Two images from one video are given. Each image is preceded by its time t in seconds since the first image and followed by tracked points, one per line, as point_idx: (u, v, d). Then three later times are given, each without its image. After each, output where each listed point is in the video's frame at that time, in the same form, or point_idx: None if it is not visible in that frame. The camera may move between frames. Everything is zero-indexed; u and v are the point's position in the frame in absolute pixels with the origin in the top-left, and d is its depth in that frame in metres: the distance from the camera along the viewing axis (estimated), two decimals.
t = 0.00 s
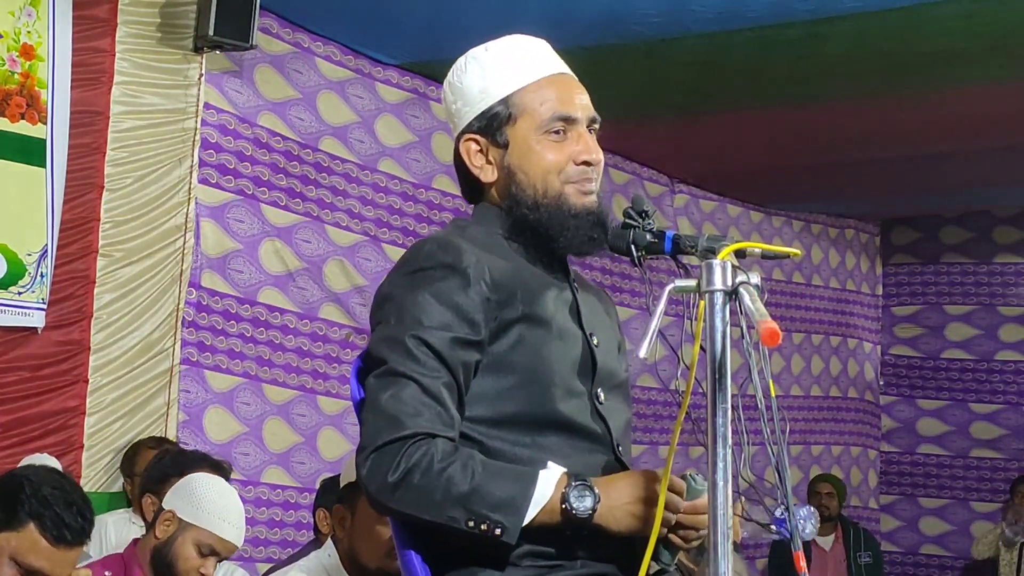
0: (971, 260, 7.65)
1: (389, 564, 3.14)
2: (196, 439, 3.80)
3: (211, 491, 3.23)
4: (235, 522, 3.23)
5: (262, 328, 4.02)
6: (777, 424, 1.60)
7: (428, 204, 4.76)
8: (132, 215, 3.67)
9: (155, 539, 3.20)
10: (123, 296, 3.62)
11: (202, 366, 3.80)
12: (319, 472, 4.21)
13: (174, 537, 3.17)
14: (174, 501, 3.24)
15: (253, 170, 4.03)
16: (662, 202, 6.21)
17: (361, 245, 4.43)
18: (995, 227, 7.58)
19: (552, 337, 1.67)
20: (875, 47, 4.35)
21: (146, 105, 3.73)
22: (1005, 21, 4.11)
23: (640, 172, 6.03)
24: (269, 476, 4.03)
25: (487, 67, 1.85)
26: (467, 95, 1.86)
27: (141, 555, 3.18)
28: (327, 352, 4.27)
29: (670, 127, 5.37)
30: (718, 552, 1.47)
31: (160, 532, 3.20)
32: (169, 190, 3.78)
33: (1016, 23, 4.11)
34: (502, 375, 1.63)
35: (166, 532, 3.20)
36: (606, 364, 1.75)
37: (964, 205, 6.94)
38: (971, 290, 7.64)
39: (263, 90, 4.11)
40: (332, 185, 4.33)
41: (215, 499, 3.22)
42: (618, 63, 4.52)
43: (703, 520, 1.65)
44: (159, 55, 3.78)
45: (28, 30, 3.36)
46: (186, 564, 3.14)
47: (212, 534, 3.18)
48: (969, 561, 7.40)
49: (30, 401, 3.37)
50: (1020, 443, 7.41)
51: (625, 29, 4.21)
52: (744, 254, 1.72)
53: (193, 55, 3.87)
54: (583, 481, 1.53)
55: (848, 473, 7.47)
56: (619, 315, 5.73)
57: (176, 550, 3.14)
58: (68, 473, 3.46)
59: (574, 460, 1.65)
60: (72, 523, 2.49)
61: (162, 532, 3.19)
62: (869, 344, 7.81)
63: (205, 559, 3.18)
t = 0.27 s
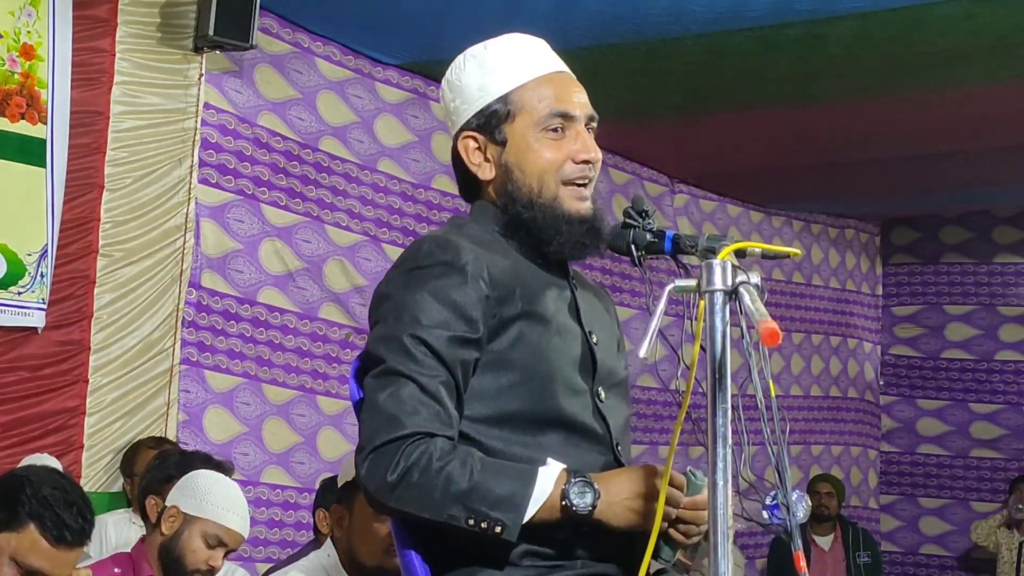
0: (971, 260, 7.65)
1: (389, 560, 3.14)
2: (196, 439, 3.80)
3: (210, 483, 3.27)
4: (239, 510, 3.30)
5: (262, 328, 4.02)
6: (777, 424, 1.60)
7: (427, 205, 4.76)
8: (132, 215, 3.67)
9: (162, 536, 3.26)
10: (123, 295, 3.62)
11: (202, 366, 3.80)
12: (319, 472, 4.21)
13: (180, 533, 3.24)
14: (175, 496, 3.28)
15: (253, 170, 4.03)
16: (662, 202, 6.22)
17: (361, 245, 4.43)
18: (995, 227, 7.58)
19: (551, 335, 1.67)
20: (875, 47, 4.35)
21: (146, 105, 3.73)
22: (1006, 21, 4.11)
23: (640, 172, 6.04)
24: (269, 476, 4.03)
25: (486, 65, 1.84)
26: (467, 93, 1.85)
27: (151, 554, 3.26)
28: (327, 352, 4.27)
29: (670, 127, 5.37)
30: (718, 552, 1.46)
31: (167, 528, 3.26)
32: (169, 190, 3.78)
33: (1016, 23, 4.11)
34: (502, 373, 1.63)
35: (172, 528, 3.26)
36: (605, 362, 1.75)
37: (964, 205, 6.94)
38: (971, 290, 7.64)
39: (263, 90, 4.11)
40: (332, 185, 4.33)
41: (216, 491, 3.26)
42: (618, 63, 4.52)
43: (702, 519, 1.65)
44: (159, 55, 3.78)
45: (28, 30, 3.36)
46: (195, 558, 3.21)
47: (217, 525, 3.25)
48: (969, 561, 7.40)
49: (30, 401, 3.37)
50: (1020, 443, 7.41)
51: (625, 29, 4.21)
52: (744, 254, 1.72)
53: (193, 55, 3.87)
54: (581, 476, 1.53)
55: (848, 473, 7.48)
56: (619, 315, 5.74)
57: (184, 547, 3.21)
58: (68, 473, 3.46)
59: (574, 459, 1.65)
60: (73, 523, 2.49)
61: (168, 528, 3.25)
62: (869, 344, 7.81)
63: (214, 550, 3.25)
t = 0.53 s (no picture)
0: (971, 260, 7.65)
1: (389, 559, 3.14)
2: (196, 439, 3.80)
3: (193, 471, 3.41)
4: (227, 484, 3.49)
5: (262, 328, 4.03)
6: (776, 424, 1.60)
7: (427, 205, 4.76)
8: (132, 215, 3.67)
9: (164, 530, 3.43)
10: (123, 295, 3.62)
11: (202, 366, 3.80)
12: (319, 472, 4.21)
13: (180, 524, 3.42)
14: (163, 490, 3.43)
15: (253, 170, 4.03)
16: (662, 202, 6.22)
17: (361, 245, 4.43)
18: (995, 227, 7.59)
19: (548, 337, 1.67)
20: (875, 47, 4.35)
21: (146, 105, 3.73)
22: (1006, 21, 4.11)
23: (640, 172, 6.04)
24: (269, 476, 4.03)
25: (489, 63, 1.85)
26: (469, 90, 1.85)
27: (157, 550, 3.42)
28: (327, 352, 4.27)
29: (670, 127, 5.37)
30: (718, 551, 1.46)
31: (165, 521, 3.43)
32: (169, 190, 3.78)
33: (1016, 23, 4.11)
34: (499, 375, 1.63)
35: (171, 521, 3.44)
36: (602, 363, 1.75)
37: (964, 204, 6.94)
38: (971, 290, 7.64)
39: (263, 90, 4.11)
40: (332, 185, 4.33)
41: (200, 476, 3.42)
42: (618, 63, 4.52)
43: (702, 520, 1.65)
44: (159, 55, 3.78)
45: (28, 30, 3.36)
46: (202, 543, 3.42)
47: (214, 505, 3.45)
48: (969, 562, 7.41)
49: (30, 401, 3.37)
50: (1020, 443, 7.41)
51: (625, 29, 4.21)
52: (743, 254, 1.72)
53: (193, 55, 3.87)
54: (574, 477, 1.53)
55: (848, 473, 7.48)
56: (619, 315, 5.74)
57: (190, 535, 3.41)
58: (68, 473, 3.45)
59: (571, 460, 1.66)
60: (74, 524, 2.50)
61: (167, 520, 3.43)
62: (869, 344, 7.81)
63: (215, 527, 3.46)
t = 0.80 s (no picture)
0: (971, 260, 7.65)
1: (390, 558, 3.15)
2: (196, 439, 3.80)
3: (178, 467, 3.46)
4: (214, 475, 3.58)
5: (262, 328, 4.02)
6: (776, 424, 1.60)
7: (427, 205, 4.76)
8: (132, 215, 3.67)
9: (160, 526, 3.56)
10: (123, 295, 3.62)
11: (202, 366, 3.80)
12: (319, 472, 4.21)
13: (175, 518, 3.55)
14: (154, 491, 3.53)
15: (253, 170, 4.03)
16: (662, 202, 6.22)
17: (361, 245, 4.43)
18: (995, 227, 7.58)
19: (547, 339, 1.67)
20: (875, 47, 4.35)
21: (146, 105, 3.73)
22: (1006, 21, 4.11)
23: (640, 172, 6.04)
24: (269, 476, 4.03)
25: (493, 65, 1.84)
26: (474, 90, 1.84)
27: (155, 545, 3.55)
28: (327, 352, 4.27)
29: (670, 127, 5.37)
30: (718, 551, 1.46)
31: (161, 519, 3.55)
32: (169, 190, 3.77)
33: (1016, 23, 4.11)
34: (498, 377, 1.62)
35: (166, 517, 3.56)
36: (602, 363, 1.75)
37: (964, 204, 6.94)
38: (971, 290, 7.64)
39: (263, 90, 4.11)
40: (331, 185, 4.33)
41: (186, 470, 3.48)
42: (618, 63, 4.52)
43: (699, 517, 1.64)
44: (159, 55, 3.78)
45: (28, 30, 3.36)
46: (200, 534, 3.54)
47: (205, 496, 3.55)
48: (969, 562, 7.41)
49: (29, 401, 3.36)
50: (1020, 443, 7.40)
51: (625, 29, 4.20)
52: (744, 254, 1.72)
53: (193, 55, 3.87)
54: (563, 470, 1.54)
55: (848, 474, 7.48)
56: (619, 315, 5.74)
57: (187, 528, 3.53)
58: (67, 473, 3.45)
59: (571, 462, 1.66)
60: (78, 525, 2.52)
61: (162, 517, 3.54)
62: (869, 344, 7.81)
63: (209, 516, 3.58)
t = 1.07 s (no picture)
0: (971, 260, 7.65)
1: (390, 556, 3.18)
2: (197, 439, 3.80)
3: (163, 467, 3.43)
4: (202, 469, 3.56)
5: (262, 328, 4.03)
6: (776, 423, 1.60)
7: (427, 205, 4.76)
8: (132, 215, 3.67)
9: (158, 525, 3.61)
10: (123, 295, 3.62)
11: (202, 366, 3.80)
12: (319, 472, 4.21)
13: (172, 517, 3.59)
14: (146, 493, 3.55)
15: (253, 170, 4.03)
16: (662, 202, 6.22)
17: (361, 245, 4.43)
18: (995, 227, 7.59)
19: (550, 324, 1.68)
20: (875, 47, 4.35)
21: (146, 105, 3.73)
22: (1006, 21, 4.11)
23: (640, 172, 6.04)
24: (269, 476, 4.03)
25: (502, 67, 1.83)
26: (482, 92, 1.82)
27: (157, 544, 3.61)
28: (327, 352, 4.27)
29: (670, 127, 5.37)
30: (718, 551, 1.46)
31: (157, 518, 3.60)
32: (169, 190, 3.78)
33: (1016, 23, 4.12)
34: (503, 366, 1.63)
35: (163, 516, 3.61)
36: (599, 363, 1.76)
37: (964, 204, 6.94)
38: (971, 290, 7.64)
39: (263, 90, 4.11)
40: (332, 185, 4.33)
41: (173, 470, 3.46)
42: (617, 63, 4.52)
43: (699, 514, 1.75)
44: (159, 55, 3.78)
45: (28, 30, 3.36)
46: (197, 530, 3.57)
47: (197, 491, 3.56)
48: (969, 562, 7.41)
49: (29, 401, 3.36)
50: (1020, 443, 7.40)
51: (624, 29, 4.20)
52: (744, 254, 1.72)
53: (193, 55, 3.87)
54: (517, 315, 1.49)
55: (848, 473, 7.47)
56: (619, 315, 5.74)
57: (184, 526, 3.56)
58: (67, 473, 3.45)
59: (570, 461, 1.65)
60: (78, 527, 2.52)
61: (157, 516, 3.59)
62: (869, 344, 7.81)
63: (206, 509, 3.61)
